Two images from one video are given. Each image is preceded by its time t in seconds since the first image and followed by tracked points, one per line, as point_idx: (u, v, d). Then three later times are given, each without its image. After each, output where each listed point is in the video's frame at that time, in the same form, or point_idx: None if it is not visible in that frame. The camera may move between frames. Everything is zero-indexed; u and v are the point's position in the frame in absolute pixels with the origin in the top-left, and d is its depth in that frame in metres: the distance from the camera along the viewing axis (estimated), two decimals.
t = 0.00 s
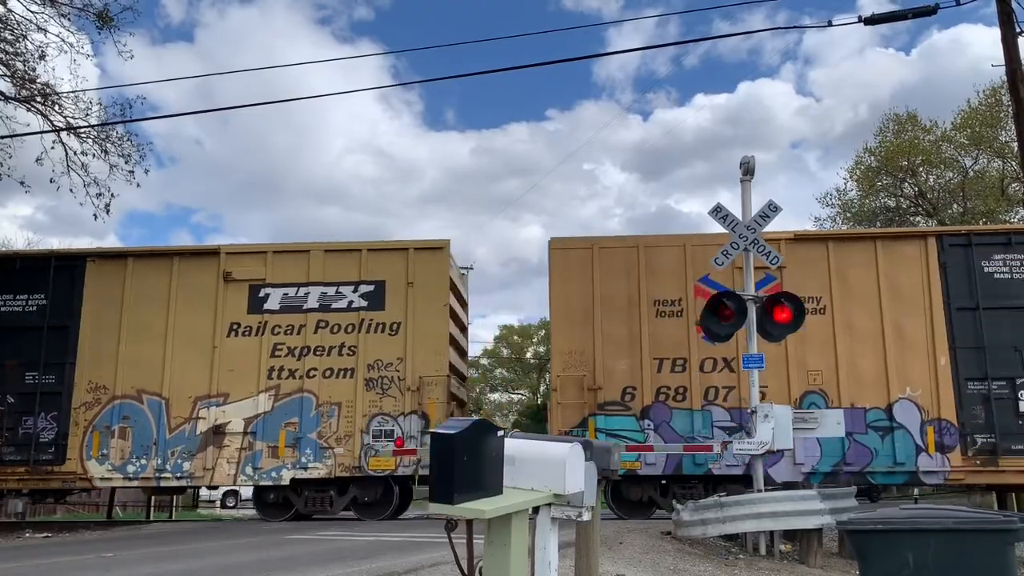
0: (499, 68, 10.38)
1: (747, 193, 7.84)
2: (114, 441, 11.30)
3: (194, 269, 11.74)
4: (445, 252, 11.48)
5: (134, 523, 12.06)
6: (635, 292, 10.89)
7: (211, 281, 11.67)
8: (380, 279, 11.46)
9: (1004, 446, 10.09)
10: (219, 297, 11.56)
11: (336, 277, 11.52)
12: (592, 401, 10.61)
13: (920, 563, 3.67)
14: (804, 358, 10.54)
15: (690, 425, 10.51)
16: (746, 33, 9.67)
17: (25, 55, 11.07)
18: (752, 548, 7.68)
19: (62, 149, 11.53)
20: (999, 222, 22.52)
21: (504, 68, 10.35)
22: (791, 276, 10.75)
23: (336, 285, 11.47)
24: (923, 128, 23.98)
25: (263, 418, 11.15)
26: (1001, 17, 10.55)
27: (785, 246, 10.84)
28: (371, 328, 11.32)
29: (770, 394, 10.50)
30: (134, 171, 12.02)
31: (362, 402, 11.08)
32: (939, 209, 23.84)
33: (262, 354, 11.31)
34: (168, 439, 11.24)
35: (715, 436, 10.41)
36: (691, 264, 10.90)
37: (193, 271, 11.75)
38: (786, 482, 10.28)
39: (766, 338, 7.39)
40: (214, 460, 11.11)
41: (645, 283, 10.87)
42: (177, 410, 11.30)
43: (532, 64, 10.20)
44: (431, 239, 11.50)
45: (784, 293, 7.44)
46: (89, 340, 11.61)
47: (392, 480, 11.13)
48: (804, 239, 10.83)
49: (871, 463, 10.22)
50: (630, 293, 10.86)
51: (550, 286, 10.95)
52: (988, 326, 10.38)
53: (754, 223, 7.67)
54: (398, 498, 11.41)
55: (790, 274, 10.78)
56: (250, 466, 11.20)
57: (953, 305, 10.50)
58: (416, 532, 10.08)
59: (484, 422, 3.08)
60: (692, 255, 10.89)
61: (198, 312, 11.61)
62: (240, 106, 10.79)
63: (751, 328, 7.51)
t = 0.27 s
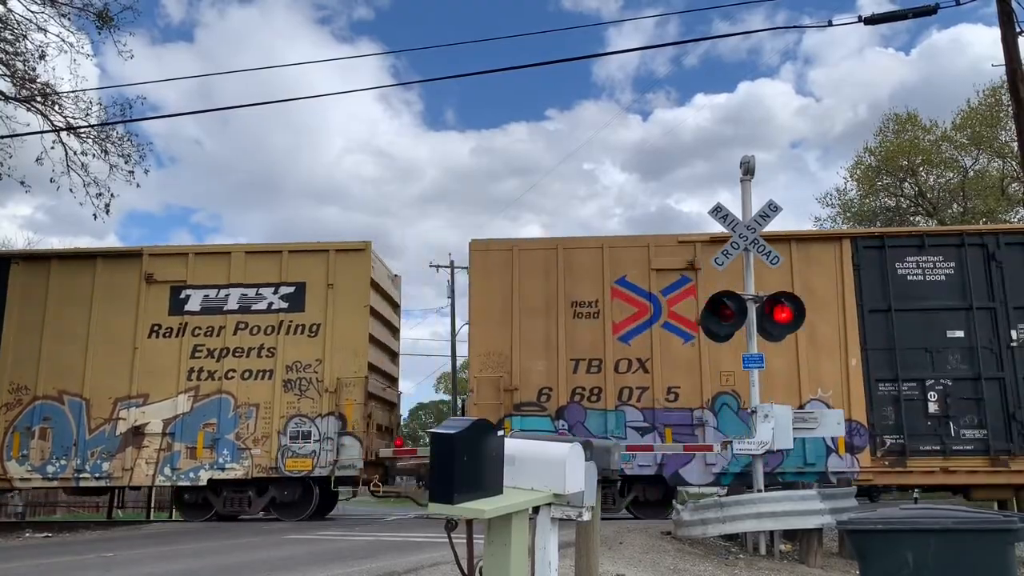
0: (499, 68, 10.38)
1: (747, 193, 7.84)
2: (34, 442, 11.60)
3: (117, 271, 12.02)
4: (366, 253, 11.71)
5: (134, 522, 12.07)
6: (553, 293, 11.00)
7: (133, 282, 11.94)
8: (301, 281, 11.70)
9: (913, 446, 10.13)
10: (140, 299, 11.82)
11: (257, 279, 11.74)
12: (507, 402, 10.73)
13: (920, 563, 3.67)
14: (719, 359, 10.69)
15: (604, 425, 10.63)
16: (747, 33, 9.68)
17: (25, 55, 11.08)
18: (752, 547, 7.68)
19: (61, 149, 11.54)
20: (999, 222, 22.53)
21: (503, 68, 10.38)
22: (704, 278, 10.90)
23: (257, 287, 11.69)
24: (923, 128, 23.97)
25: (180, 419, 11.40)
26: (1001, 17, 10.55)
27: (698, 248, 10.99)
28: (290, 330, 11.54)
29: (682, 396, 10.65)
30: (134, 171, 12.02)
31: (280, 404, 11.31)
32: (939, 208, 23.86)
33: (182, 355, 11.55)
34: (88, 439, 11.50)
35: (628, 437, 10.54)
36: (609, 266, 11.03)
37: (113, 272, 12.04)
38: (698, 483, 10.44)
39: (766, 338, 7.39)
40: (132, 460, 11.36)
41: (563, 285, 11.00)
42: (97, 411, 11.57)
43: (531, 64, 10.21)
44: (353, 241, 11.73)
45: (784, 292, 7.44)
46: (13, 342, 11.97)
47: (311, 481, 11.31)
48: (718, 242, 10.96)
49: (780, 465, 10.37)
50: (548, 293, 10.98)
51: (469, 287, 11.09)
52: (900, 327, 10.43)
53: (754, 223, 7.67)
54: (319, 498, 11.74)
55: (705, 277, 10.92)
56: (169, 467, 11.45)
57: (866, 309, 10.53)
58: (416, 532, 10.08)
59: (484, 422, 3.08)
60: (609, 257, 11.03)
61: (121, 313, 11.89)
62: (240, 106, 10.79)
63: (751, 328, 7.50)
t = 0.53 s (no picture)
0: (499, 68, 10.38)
1: (747, 193, 7.84)
2: None
3: (40, 271, 12.03)
4: (287, 256, 11.79)
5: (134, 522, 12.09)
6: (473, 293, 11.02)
7: (56, 283, 11.95)
8: (221, 283, 11.73)
9: (823, 447, 10.11)
10: (63, 301, 11.85)
11: (178, 280, 11.77)
12: (425, 403, 10.71)
13: (920, 563, 3.67)
14: (633, 360, 10.67)
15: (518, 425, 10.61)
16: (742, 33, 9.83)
17: (25, 55, 11.08)
18: (752, 547, 7.67)
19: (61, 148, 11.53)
20: (999, 222, 22.54)
21: (502, 68, 10.57)
22: (622, 279, 10.89)
23: (178, 289, 11.71)
24: (923, 128, 23.96)
25: (101, 420, 11.40)
26: (1001, 17, 10.55)
27: (617, 250, 10.99)
28: (210, 332, 11.57)
29: (597, 396, 10.61)
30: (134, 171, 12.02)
31: (199, 405, 11.33)
32: (939, 209, 23.86)
33: (103, 356, 11.55)
34: (9, 441, 11.51)
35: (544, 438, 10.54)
36: (527, 266, 11.06)
37: (40, 270, 12.04)
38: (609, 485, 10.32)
39: (766, 338, 7.39)
40: (51, 461, 11.36)
41: (482, 286, 11.00)
42: (18, 412, 11.60)
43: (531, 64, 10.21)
44: (274, 243, 11.80)
45: (784, 292, 7.44)
46: None
47: (232, 481, 11.37)
48: (636, 244, 10.98)
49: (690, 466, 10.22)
50: (466, 293, 10.99)
51: (390, 287, 11.09)
52: (813, 328, 10.42)
53: (754, 223, 7.67)
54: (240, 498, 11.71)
55: (622, 278, 10.92)
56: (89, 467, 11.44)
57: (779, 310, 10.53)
58: (416, 532, 10.08)
59: (484, 421, 3.08)
60: (530, 258, 11.06)
61: (42, 314, 11.90)
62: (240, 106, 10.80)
63: (751, 328, 7.50)
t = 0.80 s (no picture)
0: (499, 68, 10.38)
1: (747, 193, 7.84)
2: None
3: None
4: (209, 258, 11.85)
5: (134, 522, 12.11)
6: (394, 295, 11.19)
7: None
8: (143, 285, 11.76)
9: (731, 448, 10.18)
10: None
11: (102, 282, 11.81)
12: (343, 404, 10.93)
13: (920, 563, 3.67)
14: (550, 361, 10.74)
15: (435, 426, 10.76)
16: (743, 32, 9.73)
17: (25, 55, 11.08)
18: (752, 547, 7.67)
19: (62, 149, 11.54)
20: (999, 222, 22.54)
21: (502, 68, 10.44)
22: (540, 280, 10.96)
23: (101, 291, 11.74)
24: (923, 128, 23.96)
25: (22, 421, 11.36)
26: (1001, 16, 10.55)
27: (537, 252, 11.06)
28: (132, 333, 11.58)
29: (515, 397, 10.73)
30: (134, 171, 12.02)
31: (119, 406, 11.29)
32: (939, 208, 23.86)
33: (25, 357, 11.57)
34: None
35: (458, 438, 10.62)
36: (448, 268, 11.20)
37: None
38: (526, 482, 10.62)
39: (766, 338, 7.39)
40: None
41: (402, 287, 11.18)
42: None
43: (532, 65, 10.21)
44: (198, 245, 11.87)
45: (784, 292, 7.45)
46: None
47: (153, 482, 11.34)
48: (556, 245, 11.03)
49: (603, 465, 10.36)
50: (388, 295, 11.16)
51: (309, 288, 11.26)
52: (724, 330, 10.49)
53: (754, 223, 7.68)
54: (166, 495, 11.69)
55: (540, 279, 11.01)
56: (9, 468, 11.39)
57: (693, 312, 10.61)
58: (417, 532, 10.08)
59: (484, 422, 3.08)
60: (450, 260, 11.20)
61: None
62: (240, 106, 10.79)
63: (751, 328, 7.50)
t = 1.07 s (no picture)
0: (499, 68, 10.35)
1: (747, 192, 7.83)
2: None
3: None
4: (130, 259, 11.82)
5: (133, 522, 12.12)
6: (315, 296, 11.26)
7: None
8: (65, 286, 11.73)
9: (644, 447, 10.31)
10: None
11: (24, 283, 11.79)
12: (262, 405, 10.98)
13: (920, 563, 3.66)
14: (467, 361, 10.83)
15: (353, 428, 10.84)
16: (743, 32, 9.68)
17: (25, 55, 11.07)
18: (753, 547, 7.67)
19: (62, 148, 11.53)
20: (999, 221, 22.53)
21: (501, 69, 10.33)
22: (460, 282, 11.07)
23: (24, 291, 11.73)
24: (923, 128, 23.96)
25: None
26: (1001, 16, 10.54)
27: (457, 253, 11.15)
28: (54, 334, 11.55)
29: (432, 398, 10.81)
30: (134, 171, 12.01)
31: (40, 407, 11.25)
32: (939, 208, 23.84)
33: None
34: None
35: (375, 439, 10.77)
36: (369, 269, 11.27)
37: None
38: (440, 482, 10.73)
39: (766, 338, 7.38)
40: None
41: (324, 288, 11.26)
42: None
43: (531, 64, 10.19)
44: (120, 246, 11.84)
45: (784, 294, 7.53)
46: None
47: (73, 481, 11.31)
48: (476, 247, 11.13)
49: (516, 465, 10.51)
50: (309, 297, 11.24)
51: (231, 290, 11.34)
52: (640, 330, 10.59)
53: (754, 223, 7.67)
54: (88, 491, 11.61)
55: (460, 281, 11.10)
56: None
57: (609, 313, 10.69)
58: (416, 532, 10.07)
59: (484, 421, 3.08)
60: (370, 261, 11.27)
61: None
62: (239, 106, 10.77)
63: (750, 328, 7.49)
